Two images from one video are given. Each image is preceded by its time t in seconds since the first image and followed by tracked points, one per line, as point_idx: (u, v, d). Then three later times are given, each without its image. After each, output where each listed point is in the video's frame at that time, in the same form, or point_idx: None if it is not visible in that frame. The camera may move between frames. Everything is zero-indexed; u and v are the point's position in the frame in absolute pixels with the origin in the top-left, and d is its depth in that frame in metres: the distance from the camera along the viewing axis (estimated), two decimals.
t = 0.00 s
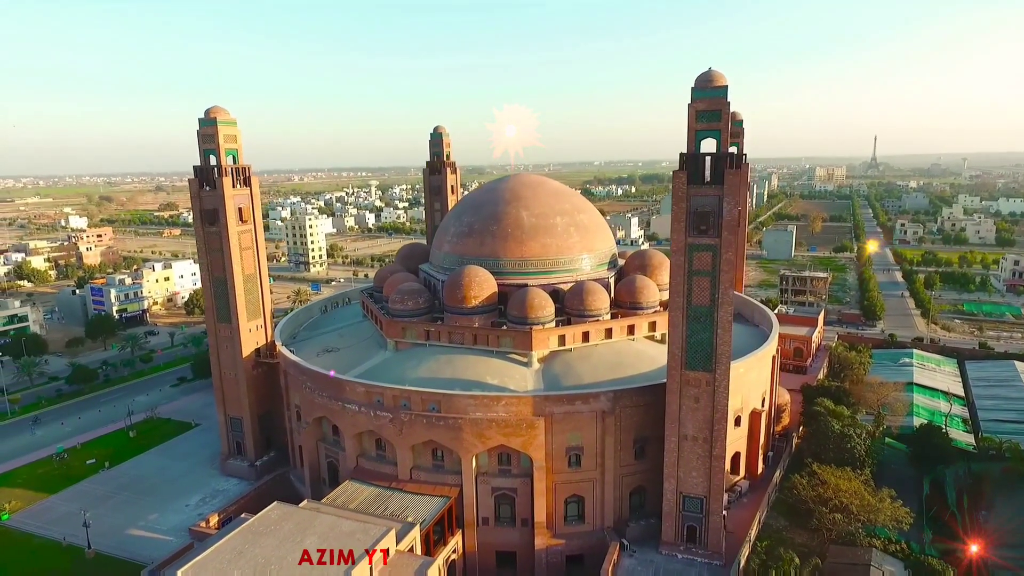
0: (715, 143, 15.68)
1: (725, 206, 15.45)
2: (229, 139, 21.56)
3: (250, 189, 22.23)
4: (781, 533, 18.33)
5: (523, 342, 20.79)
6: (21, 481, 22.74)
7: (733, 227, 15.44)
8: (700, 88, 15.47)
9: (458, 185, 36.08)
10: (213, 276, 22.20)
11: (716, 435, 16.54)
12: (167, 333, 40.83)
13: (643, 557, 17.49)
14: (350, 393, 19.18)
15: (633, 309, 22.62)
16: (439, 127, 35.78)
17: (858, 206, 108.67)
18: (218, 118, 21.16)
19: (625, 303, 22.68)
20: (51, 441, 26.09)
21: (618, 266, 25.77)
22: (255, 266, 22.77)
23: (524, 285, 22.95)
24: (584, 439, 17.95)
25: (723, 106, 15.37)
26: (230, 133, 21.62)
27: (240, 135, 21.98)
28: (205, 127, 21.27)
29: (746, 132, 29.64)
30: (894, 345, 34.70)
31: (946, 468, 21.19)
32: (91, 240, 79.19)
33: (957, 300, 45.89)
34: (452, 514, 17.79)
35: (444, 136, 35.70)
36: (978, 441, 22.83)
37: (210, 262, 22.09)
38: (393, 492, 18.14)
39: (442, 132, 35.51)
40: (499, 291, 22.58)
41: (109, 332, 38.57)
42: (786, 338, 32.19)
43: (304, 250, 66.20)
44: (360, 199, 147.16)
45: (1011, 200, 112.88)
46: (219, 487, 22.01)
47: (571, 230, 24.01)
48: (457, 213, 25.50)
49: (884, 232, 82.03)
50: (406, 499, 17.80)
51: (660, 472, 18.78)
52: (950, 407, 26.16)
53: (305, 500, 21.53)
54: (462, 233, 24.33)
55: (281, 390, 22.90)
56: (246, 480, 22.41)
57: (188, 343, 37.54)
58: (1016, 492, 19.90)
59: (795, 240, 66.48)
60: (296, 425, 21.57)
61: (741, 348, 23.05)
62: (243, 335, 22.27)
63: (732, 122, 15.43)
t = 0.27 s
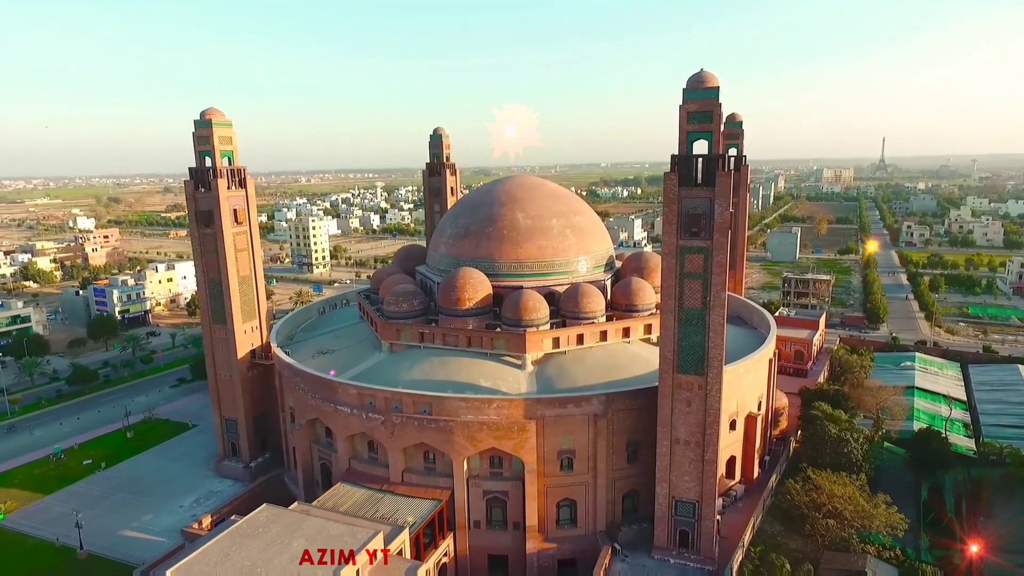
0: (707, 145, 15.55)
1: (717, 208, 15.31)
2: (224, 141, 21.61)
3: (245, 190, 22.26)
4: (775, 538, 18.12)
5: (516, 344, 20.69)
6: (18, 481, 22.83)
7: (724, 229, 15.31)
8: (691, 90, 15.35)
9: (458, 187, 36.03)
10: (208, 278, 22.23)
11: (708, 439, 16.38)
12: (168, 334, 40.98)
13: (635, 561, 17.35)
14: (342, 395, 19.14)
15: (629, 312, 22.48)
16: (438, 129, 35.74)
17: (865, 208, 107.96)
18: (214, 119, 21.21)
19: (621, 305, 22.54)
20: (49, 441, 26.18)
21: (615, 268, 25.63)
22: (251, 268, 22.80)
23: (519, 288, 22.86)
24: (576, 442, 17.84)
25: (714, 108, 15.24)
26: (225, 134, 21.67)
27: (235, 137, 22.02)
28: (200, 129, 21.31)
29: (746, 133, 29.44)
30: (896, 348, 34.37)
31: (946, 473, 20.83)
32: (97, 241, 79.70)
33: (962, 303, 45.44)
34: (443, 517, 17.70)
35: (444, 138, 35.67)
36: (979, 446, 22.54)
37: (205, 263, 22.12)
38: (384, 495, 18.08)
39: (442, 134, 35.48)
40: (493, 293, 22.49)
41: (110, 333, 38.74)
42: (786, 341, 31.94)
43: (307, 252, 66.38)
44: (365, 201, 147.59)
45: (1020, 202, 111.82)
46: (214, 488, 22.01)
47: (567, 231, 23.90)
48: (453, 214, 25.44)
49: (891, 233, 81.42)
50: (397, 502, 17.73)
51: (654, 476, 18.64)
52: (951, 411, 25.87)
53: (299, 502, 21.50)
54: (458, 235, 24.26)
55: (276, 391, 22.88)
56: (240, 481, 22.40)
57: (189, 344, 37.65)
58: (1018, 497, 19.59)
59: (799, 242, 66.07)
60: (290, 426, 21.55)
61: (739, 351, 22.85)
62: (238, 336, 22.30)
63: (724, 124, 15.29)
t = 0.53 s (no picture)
0: (698, 146, 15.43)
1: (708, 210, 15.19)
2: (219, 143, 21.68)
3: (241, 192, 22.30)
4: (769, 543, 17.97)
5: (510, 347, 20.60)
6: (15, 481, 22.93)
7: (716, 231, 15.19)
8: (682, 91, 15.25)
9: (457, 188, 35.99)
10: (203, 279, 22.27)
11: (700, 443, 16.23)
12: (170, 335, 41.13)
13: (626, 566, 17.23)
14: (334, 397, 19.10)
15: (624, 314, 22.36)
16: (438, 130, 35.70)
17: (872, 209, 107.19)
18: (209, 121, 21.27)
19: (616, 307, 22.42)
20: (48, 442, 26.29)
21: (612, 270, 25.50)
22: (246, 269, 22.84)
23: (514, 290, 22.78)
24: (568, 446, 17.74)
25: (705, 109, 15.14)
26: (221, 136, 21.73)
27: (231, 139, 22.07)
28: (195, 131, 21.36)
29: (745, 134, 29.25)
30: (899, 351, 34.05)
31: (946, 478, 20.56)
32: (103, 243, 80.20)
33: (967, 306, 44.98)
34: (434, 519, 17.64)
35: (443, 139, 35.64)
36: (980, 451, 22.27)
37: (200, 264, 22.15)
38: (375, 497, 18.03)
39: (441, 135, 35.45)
40: (488, 295, 22.43)
41: (112, 334, 38.92)
42: (786, 344, 31.73)
43: (310, 253, 66.54)
44: (371, 201, 148.18)
45: None
46: (208, 489, 22.04)
47: (563, 233, 23.81)
48: (450, 216, 25.39)
49: (897, 235, 80.79)
50: (388, 505, 17.68)
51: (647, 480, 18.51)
52: (952, 415, 25.58)
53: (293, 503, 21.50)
54: (454, 237, 24.22)
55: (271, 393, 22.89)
56: (235, 482, 22.42)
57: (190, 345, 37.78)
58: (1018, 505, 19.37)
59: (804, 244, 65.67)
60: (284, 428, 21.56)
61: (736, 354, 22.68)
62: (234, 338, 22.33)
63: (715, 125, 15.18)
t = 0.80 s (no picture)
0: (692, 147, 15.33)
1: (702, 211, 15.10)
2: (217, 144, 21.73)
3: (238, 193, 22.35)
4: (764, 547, 17.80)
5: (506, 348, 20.53)
6: (13, 481, 23.00)
7: (710, 233, 15.10)
8: (676, 92, 15.16)
9: (457, 189, 35.96)
10: (200, 280, 22.31)
11: (694, 446, 16.11)
12: (171, 335, 41.24)
13: (620, 569, 17.14)
14: (329, 398, 19.07)
15: (622, 316, 22.28)
16: (438, 131, 35.68)
17: (878, 211, 106.63)
18: (206, 123, 21.32)
19: (613, 309, 22.34)
20: (47, 442, 26.38)
21: (610, 271, 25.40)
22: (243, 270, 22.88)
23: (511, 291, 22.72)
24: (562, 448, 17.66)
25: (700, 110, 15.04)
26: (218, 137, 21.79)
27: (228, 140, 22.13)
28: (192, 132, 21.41)
29: (745, 135, 29.10)
30: (901, 353, 33.83)
31: (945, 482, 20.37)
32: (108, 243, 80.57)
33: (971, 308, 44.68)
34: (428, 521, 17.59)
35: (443, 140, 35.62)
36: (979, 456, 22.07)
37: (198, 265, 22.19)
38: (370, 498, 17.99)
39: (441, 136, 35.44)
40: (484, 296, 22.37)
41: (114, 334, 39.07)
42: (787, 346, 31.60)
43: (313, 254, 66.69)
44: (376, 203, 148.60)
45: None
46: (204, 490, 22.05)
47: (561, 234, 23.75)
48: (447, 217, 25.37)
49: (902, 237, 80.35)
50: (381, 506, 17.63)
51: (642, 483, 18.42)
52: (953, 419, 25.38)
53: (288, 504, 21.48)
54: (451, 238, 24.20)
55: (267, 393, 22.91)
56: (231, 483, 22.43)
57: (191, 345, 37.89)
58: (1018, 508, 19.22)
59: (807, 246, 65.42)
60: (280, 429, 21.56)
61: (735, 356, 22.55)
62: (230, 338, 22.35)
63: (709, 126, 15.08)
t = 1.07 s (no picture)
0: (684, 150, 15.24)
1: (693, 214, 15.00)
2: (214, 146, 21.83)
3: (235, 194, 22.43)
4: (758, 554, 17.61)
5: (501, 351, 20.47)
6: (12, 481, 23.13)
7: (701, 235, 14.99)
8: (668, 94, 15.08)
9: (458, 191, 35.96)
10: (197, 281, 22.37)
11: (687, 450, 15.98)
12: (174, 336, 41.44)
13: (612, 573, 17.02)
14: (323, 400, 19.06)
15: (618, 318, 22.17)
16: (439, 133, 35.67)
17: (886, 213, 105.77)
18: (203, 125, 21.40)
19: (610, 311, 22.24)
20: (47, 442, 26.53)
21: (608, 273, 25.28)
22: (240, 271, 22.95)
23: (507, 293, 22.64)
24: (555, 451, 17.57)
25: (691, 112, 14.95)
26: (215, 139, 21.87)
27: (225, 142, 22.21)
28: (189, 134, 21.49)
29: (746, 136, 28.92)
30: (904, 357, 33.47)
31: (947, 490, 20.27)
32: (116, 244, 81.24)
33: (978, 312, 44.20)
34: (420, 524, 17.54)
35: (444, 142, 35.61)
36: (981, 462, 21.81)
37: (194, 266, 22.25)
38: (362, 501, 17.96)
39: (442, 138, 35.44)
40: (480, 299, 22.31)
41: (117, 334, 39.29)
42: (788, 349, 31.41)
43: (318, 256, 66.90)
44: (382, 204, 149.09)
45: None
46: (200, 491, 22.10)
47: (558, 237, 23.66)
48: (445, 219, 25.34)
49: (910, 239, 79.65)
50: (373, 508, 17.59)
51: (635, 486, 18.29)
52: (955, 424, 25.10)
53: (283, 506, 21.49)
54: (448, 240, 24.16)
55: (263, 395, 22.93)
56: (227, 484, 22.47)
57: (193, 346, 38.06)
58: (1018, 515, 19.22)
59: (813, 248, 64.97)
60: (276, 430, 21.57)
61: (733, 359, 22.37)
62: (227, 339, 22.41)
63: (701, 128, 14.98)
